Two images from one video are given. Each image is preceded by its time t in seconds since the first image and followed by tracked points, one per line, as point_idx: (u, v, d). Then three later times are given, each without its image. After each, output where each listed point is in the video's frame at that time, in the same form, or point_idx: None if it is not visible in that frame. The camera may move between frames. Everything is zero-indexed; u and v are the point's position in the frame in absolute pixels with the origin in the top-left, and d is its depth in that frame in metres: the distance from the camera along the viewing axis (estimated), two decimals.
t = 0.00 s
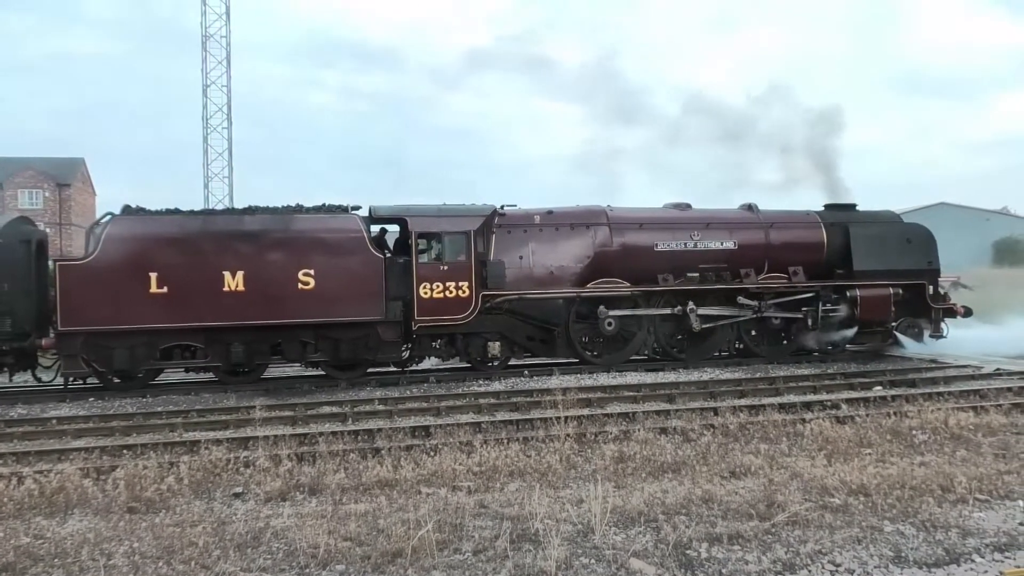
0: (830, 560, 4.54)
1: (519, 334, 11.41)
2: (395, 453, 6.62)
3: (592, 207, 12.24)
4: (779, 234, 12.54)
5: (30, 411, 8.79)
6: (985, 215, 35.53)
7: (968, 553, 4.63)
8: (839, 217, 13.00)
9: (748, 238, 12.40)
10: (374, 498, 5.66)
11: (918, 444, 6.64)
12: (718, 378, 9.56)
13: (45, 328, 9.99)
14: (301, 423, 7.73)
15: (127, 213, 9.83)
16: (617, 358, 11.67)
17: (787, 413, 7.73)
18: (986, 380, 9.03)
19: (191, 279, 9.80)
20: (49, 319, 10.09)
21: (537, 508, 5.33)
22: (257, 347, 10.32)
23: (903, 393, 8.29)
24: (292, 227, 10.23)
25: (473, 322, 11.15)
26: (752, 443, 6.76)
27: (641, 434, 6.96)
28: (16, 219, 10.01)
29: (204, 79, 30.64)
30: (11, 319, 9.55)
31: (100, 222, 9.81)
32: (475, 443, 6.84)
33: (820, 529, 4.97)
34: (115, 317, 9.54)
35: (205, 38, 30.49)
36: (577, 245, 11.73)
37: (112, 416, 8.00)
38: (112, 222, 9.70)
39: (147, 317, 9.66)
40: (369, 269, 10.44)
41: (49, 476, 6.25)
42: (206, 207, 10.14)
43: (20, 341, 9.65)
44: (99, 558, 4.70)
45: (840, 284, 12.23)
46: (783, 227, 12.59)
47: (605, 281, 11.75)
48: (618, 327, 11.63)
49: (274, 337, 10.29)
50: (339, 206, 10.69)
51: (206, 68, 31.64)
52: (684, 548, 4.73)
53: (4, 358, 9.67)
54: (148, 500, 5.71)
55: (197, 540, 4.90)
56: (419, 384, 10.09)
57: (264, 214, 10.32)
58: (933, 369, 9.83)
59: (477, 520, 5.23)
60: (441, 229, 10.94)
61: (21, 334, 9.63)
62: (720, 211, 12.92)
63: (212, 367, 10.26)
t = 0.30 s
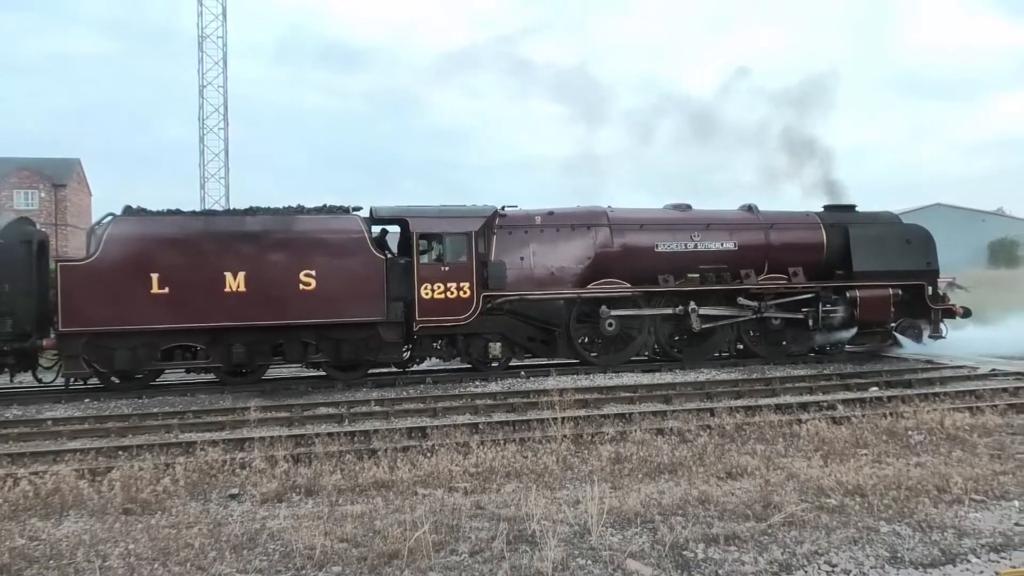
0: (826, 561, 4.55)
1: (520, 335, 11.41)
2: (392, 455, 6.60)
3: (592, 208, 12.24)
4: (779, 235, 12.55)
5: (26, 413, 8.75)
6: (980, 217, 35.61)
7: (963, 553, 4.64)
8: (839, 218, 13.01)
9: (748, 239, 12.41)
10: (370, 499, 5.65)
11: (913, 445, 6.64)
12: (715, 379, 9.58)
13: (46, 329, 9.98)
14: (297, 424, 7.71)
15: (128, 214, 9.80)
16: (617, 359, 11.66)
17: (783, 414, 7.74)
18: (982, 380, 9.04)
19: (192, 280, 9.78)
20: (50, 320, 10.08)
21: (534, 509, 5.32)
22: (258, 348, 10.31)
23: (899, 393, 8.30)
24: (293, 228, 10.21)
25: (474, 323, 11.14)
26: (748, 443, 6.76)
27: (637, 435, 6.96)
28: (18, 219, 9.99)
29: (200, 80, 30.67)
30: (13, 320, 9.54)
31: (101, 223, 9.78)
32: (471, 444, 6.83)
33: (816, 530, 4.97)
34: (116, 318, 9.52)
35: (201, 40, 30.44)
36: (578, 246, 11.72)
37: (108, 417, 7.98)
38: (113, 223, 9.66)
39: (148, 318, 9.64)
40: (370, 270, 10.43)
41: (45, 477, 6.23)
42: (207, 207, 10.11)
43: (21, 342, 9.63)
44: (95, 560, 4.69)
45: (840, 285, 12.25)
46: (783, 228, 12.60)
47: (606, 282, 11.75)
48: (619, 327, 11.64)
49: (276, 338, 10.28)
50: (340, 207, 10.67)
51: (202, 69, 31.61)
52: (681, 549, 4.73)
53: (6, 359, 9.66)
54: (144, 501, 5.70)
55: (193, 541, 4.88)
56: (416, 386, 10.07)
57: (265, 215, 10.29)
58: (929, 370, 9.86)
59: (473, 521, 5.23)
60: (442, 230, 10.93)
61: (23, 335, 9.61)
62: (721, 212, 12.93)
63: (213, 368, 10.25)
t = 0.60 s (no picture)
0: (823, 562, 4.55)
1: (521, 336, 11.44)
2: (388, 456, 6.60)
3: (593, 210, 12.25)
4: (779, 236, 12.56)
5: (21, 414, 8.74)
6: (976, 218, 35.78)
7: (959, 554, 4.64)
8: (839, 219, 13.03)
9: (748, 240, 12.42)
10: (366, 501, 5.64)
11: (909, 446, 6.65)
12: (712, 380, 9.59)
13: (48, 328, 10.00)
14: (294, 425, 7.70)
15: (129, 214, 9.77)
16: (617, 360, 11.68)
17: (780, 415, 7.74)
18: (978, 381, 9.06)
19: (193, 281, 9.77)
20: (52, 319, 10.09)
21: (531, 510, 5.32)
22: (260, 349, 10.34)
23: (895, 394, 8.32)
24: (295, 229, 10.19)
25: (476, 324, 11.18)
26: (745, 444, 6.77)
27: (634, 436, 6.96)
28: (20, 220, 9.96)
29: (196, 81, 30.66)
30: (15, 321, 9.53)
31: (102, 224, 9.76)
32: (468, 445, 6.82)
33: (813, 531, 4.97)
34: (117, 320, 9.50)
35: (198, 40, 30.43)
36: (579, 247, 11.73)
37: (104, 418, 7.96)
38: (114, 223, 9.64)
39: (149, 319, 9.62)
40: (371, 271, 10.42)
41: (40, 478, 6.22)
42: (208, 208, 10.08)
43: (23, 343, 9.62)
44: (90, 561, 4.68)
45: (840, 286, 12.27)
46: (784, 229, 12.62)
47: (607, 283, 11.75)
48: (620, 328, 11.66)
49: (278, 338, 10.33)
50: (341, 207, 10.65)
51: (198, 69, 31.59)
52: (677, 550, 4.73)
53: (7, 360, 9.65)
54: (140, 502, 5.69)
55: (188, 543, 4.88)
56: (412, 386, 10.08)
57: (266, 215, 10.27)
58: (926, 371, 9.89)
59: (470, 522, 5.22)
60: (443, 230, 10.93)
61: (25, 336, 9.61)
62: (721, 213, 12.93)
63: (215, 368, 10.25)
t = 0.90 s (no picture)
0: (819, 562, 4.55)
1: (523, 336, 11.46)
2: (386, 456, 6.59)
3: (595, 210, 12.24)
4: (780, 237, 12.58)
5: (16, 415, 8.71)
6: (972, 219, 35.95)
7: (955, 554, 4.66)
8: (840, 220, 13.04)
9: (750, 241, 12.43)
10: (363, 501, 5.64)
11: (906, 446, 6.66)
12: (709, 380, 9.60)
13: (50, 329, 10.00)
14: (291, 426, 7.69)
15: (131, 215, 9.75)
16: (617, 360, 11.69)
17: (776, 415, 7.75)
18: (974, 382, 9.08)
19: (196, 281, 9.75)
20: (54, 320, 10.09)
21: (528, 510, 5.32)
22: (262, 349, 10.31)
23: (891, 395, 8.34)
24: (298, 229, 10.18)
25: (478, 324, 11.18)
26: (741, 445, 6.77)
27: (632, 437, 6.97)
28: (22, 220, 9.94)
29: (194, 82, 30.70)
30: (17, 322, 9.52)
31: (104, 224, 9.74)
32: (465, 445, 6.82)
33: (810, 531, 4.98)
34: (120, 320, 9.47)
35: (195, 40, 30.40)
36: (581, 248, 11.72)
37: (100, 419, 7.95)
38: (116, 224, 9.62)
39: (152, 320, 9.60)
40: (374, 271, 10.42)
41: (36, 479, 6.20)
42: (211, 209, 10.08)
43: (25, 344, 9.60)
44: (86, 562, 4.67)
45: (841, 287, 12.29)
46: (784, 230, 12.63)
47: (609, 283, 11.75)
48: (621, 329, 11.69)
49: (280, 339, 10.31)
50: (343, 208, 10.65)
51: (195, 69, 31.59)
52: (674, 551, 4.73)
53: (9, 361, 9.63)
54: (136, 503, 5.68)
55: (185, 544, 4.87)
56: (411, 387, 10.10)
57: (269, 216, 10.26)
58: (922, 371, 9.92)
59: (467, 523, 5.22)
60: (446, 231, 10.93)
61: (27, 337, 9.59)
62: (722, 214, 12.94)
63: (217, 369, 10.23)
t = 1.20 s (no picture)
0: (816, 562, 4.56)
1: (525, 337, 11.47)
2: (383, 457, 6.58)
3: (596, 211, 12.25)
4: (781, 238, 12.59)
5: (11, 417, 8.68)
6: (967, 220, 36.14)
7: (951, 554, 4.66)
8: (841, 221, 13.06)
9: (751, 241, 12.45)
10: (360, 503, 5.63)
11: (902, 447, 6.67)
12: (705, 381, 9.60)
13: (53, 330, 9.96)
14: (287, 427, 7.68)
15: (134, 216, 9.75)
16: (618, 360, 11.72)
17: (773, 416, 7.75)
18: (971, 382, 9.09)
19: (198, 282, 9.74)
20: (57, 322, 10.06)
21: (525, 511, 5.31)
22: (264, 350, 10.29)
23: (888, 396, 8.34)
24: (300, 230, 10.18)
25: (480, 325, 11.18)
26: (738, 446, 6.77)
27: (628, 438, 6.97)
28: (24, 221, 9.91)
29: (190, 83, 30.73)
30: (19, 323, 9.47)
31: (107, 225, 9.74)
32: (462, 446, 6.82)
33: (806, 532, 4.99)
34: (122, 321, 9.46)
35: (192, 40, 30.40)
36: (582, 249, 11.72)
37: (97, 420, 7.94)
38: (119, 225, 9.61)
39: (155, 321, 9.59)
40: (376, 272, 10.41)
41: (32, 481, 6.19)
42: (213, 209, 10.07)
43: (28, 345, 9.57)
44: (82, 564, 4.66)
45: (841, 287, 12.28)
46: (785, 230, 12.65)
47: (610, 283, 11.76)
48: (622, 330, 11.70)
49: (282, 340, 10.29)
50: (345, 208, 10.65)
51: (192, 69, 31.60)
52: (671, 551, 4.73)
53: (13, 361, 9.61)
54: (132, 505, 5.67)
55: (181, 546, 4.86)
56: (407, 387, 10.10)
57: (271, 217, 10.25)
58: (919, 372, 9.95)
59: (464, 524, 5.22)
60: (448, 232, 10.95)
61: (30, 338, 9.56)
62: (723, 214, 12.95)
63: (220, 370, 10.18)
